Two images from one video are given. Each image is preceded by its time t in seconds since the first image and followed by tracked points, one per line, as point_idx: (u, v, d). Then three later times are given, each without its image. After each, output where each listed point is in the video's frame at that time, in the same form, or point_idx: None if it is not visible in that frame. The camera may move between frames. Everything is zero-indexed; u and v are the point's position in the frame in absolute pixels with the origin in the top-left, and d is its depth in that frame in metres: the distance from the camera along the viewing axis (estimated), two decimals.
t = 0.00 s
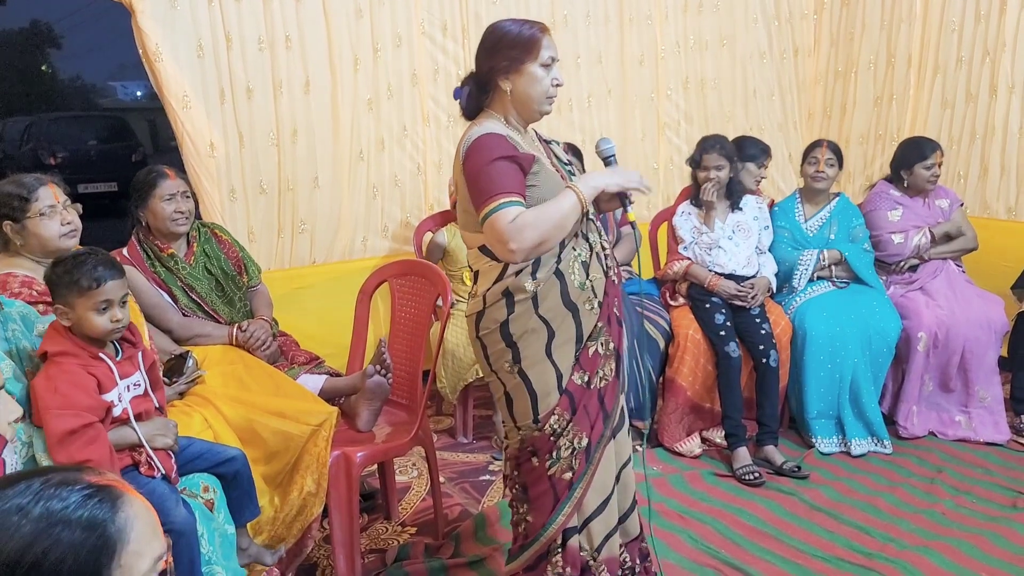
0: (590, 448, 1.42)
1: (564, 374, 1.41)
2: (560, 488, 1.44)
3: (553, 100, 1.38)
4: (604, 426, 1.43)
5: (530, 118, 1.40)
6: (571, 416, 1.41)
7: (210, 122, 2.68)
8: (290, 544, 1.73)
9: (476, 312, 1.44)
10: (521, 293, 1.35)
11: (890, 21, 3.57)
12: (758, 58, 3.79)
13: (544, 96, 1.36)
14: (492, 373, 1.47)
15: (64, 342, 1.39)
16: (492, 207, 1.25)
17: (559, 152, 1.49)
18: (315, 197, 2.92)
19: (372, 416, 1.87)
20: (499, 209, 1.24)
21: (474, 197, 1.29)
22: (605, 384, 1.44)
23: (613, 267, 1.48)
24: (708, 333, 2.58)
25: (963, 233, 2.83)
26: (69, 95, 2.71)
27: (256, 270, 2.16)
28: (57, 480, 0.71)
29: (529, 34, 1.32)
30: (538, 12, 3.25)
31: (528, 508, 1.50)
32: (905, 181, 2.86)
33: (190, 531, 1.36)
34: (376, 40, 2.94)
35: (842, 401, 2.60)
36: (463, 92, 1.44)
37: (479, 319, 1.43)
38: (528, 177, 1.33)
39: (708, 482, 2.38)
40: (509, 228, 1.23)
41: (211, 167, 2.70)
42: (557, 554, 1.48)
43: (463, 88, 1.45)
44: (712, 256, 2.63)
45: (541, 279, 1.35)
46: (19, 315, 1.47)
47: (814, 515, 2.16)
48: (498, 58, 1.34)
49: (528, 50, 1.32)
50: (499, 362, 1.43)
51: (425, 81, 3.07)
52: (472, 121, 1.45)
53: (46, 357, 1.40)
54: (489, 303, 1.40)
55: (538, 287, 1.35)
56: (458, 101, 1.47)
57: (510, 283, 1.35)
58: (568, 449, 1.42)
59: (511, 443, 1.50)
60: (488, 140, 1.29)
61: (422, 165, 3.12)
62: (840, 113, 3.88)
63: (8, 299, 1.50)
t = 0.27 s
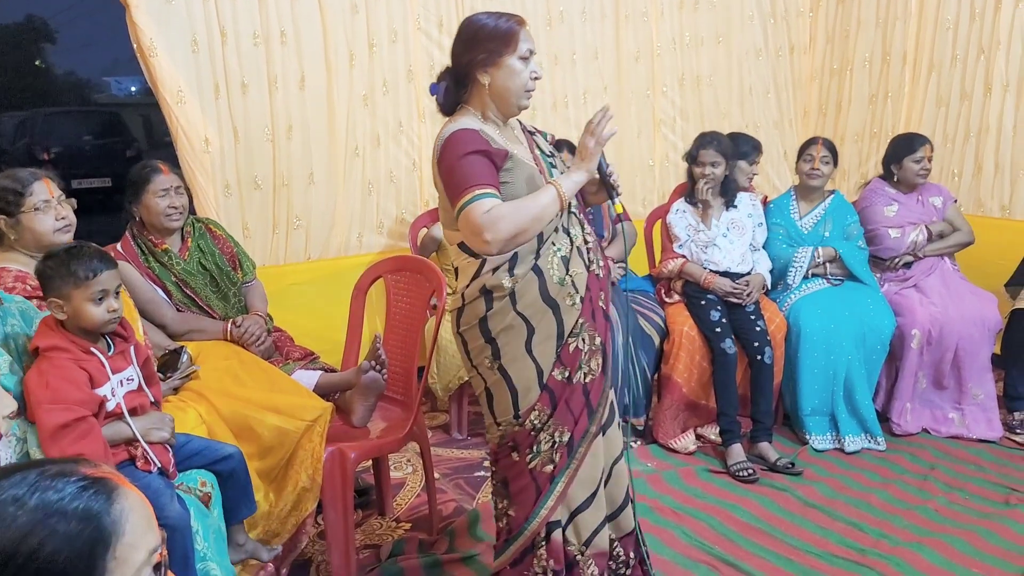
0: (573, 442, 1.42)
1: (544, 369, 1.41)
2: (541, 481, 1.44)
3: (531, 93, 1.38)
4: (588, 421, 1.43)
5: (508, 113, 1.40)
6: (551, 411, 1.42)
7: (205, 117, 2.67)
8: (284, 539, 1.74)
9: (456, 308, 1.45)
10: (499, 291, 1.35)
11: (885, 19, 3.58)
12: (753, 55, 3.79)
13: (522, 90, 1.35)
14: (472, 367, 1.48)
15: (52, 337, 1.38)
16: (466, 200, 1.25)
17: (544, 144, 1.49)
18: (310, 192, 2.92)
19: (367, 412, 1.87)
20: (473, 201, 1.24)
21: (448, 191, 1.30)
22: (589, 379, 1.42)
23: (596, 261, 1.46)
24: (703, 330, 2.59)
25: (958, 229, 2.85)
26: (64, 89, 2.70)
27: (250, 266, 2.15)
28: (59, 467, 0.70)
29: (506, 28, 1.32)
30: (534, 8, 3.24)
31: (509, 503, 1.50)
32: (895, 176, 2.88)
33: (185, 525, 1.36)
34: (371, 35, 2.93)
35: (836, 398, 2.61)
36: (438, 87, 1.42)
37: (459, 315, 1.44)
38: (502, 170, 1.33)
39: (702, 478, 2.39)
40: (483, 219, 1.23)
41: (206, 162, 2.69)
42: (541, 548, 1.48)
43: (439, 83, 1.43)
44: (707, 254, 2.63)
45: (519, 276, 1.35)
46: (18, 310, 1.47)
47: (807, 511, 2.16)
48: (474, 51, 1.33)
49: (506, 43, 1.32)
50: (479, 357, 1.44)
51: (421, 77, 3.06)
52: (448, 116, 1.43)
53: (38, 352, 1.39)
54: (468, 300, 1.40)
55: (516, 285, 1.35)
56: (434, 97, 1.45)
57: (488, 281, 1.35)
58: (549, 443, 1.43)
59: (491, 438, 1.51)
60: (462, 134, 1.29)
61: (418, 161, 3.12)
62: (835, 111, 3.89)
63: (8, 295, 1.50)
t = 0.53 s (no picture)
0: (543, 449, 1.41)
1: (513, 375, 1.40)
2: (512, 487, 1.44)
3: (499, 94, 1.39)
4: (558, 427, 1.42)
5: (478, 115, 1.40)
6: (520, 417, 1.41)
7: (185, 115, 2.65)
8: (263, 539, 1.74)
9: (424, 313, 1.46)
10: (463, 296, 1.36)
11: (865, 20, 3.61)
12: (735, 55, 3.81)
13: (490, 91, 1.37)
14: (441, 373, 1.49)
15: (30, 337, 1.36)
16: (432, 206, 1.24)
17: (514, 147, 1.50)
18: (291, 191, 2.90)
19: (348, 411, 1.86)
20: (439, 207, 1.24)
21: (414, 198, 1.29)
22: (559, 384, 1.41)
23: (566, 264, 1.46)
24: (685, 329, 2.60)
25: (935, 229, 2.88)
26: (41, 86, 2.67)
27: (230, 264, 2.13)
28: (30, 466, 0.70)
29: (470, 28, 1.34)
30: (517, 7, 3.24)
31: (481, 508, 1.50)
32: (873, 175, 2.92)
33: (162, 525, 1.35)
34: (352, 33, 2.91)
35: (816, 397, 2.63)
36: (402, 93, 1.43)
37: (427, 320, 1.45)
38: (467, 177, 1.33)
39: (683, 476, 2.40)
40: (448, 225, 1.22)
41: (185, 160, 2.67)
42: (513, 554, 1.47)
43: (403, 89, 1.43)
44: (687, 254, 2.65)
45: (483, 281, 1.35)
46: None
47: (788, 509, 2.18)
48: (439, 54, 1.34)
49: (472, 44, 1.33)
50: (447, 362, 1.45)
51: (403, 75, 3.05)
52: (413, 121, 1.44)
53: (15, 353, 1.37)
54: (435, 305, 1.41)
55: (480, 290, 1.35)
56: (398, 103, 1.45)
57: (452, 286, 1.36)
58: (518, 449, 1.42)
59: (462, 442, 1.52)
60: (428, 141, 1.29)
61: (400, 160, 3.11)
62: (816, 111, 3.93)
63: None
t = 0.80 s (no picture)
0: (514, 453, 1.43)
1: (484, 378, 1.41)
2: (484, 490, 1.45)
3: (471, 90, 1.39)
4: (530, 431, 1.43)
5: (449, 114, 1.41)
6: (492, 421, 1.42)
7: (161, 114, 2.62)
8: (239, 543, 1.72)
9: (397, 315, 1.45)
10: (434, 298, 1.36)
11: (841, 22, 3.66)
12: (713, 56, 3.85)
13: (461, 89, 1.37)
14: (413, 376, 1.49)
15: (3, 339, 1.34)
16: (404, 204, 1.27)
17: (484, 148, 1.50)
18: (268, 190, 2.88)
19: (325, 413, 1.85)
20: (411, 204, 1.26)
21: (388, 201, 1.31)
22: (531, 389, 1.42)
23: (541, 266, 1.47)
24: (662, 329, 2.62)
25: (908, 229, 2.92)
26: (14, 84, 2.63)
27: (206, 265, 2.12)
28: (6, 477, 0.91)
29: (436, 28, 1.35)
30: (496, 6, 3.24)
31: (454, 510, 1.50)
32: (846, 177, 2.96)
33: (138, 527, 1.34)
34: (331, 32, 2.90)
35: (792, 396, 2.66)
36: (373, 98, 1.44)
37: (399, 323, 1.45)
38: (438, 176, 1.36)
39: (660, 476, 2.42)
40: (421, 219, 1.24)
41: (161, 159, 2.64)
42: (486, 557, 1.48)
43: (374, 95, 1.44)
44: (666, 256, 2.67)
45: (453, 285, 1.34)
46: None
47: (765, 508, 2.20)
48: (405, 54, 1.36)
49: (438, 43, 1.34)
50: (419, 365, 1.45)
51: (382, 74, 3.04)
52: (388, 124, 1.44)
53: None
54: (406, 307, 1.41)
55: (450, 293, 1.35)
56: (370, 108, 1.46)
57: (423, 289, 1.35)
58: (491, 452, 1.43)
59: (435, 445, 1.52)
60: (395, 144, 1.32)
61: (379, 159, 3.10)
62: (792, 112, 3.97)
63: None
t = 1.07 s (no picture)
0: (508, 454, 1.44)
1: (471, 382, 1.42)
2: (481, 493, 1.46)
3: (454, 89, 1.39)
4: (522, 433, 1.44)
5: (436, 112, 1.41)
6: (482, 423, 1.43)
7: (150, 113, 2.61)
8: (227, 545, 1.71)
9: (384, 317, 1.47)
10: (418, 301, 1.38)
11: (832, 23, 3.68)
12: (704, 57, 3.86)
13: (445, 86, 1.37)
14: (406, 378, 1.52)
15: None
16: (399, 190, 1.28)
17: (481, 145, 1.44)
18: (258, 191, 2.87)
19: (316, 414, 1.84)
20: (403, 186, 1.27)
21: (384, 197, 1.33)
22: (520, 390, 1.43)
23: (527, 268, 1.45)
24: (654, 330, 2.63)
25: (899, 231, 2.94)
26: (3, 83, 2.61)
27: (196, 265, 2.10)
28: None
29: (420, 25, 1.35)
30: (487, 6, 3.24)
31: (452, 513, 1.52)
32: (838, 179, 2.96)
33: (128, 530, 1.33)
34: (321, 32, 2.89)
35: (783, 397, 2.66)
36: (358, 96, 1.44)
37: (387, 326, 1.47)
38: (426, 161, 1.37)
39: (651, 477, 2.42)
40: (417, 192, 1.24)
41: (150, 160, 2.63)
42: (486, 557, 1.50)
43: (359, 92, 1.45)
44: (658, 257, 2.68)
45: (434, 289, 1.36)
46: None
47: (755, 509, 2.21)
48: (389, 53, 1.36)
49: (422, 40, 1.35)
50: (408, 365, 1.47)
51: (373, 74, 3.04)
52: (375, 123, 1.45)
53: None
54: (393, 311, 1.43)
55: (433, 297, 1.37)
56: (357, 108, 1.47)
57: (407, 292, 1.38)
58: (484, 456, 1.44)
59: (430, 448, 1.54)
60: (376, 143, 1.35)
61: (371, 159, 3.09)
62: (783, 113, 3.99)
63: None
